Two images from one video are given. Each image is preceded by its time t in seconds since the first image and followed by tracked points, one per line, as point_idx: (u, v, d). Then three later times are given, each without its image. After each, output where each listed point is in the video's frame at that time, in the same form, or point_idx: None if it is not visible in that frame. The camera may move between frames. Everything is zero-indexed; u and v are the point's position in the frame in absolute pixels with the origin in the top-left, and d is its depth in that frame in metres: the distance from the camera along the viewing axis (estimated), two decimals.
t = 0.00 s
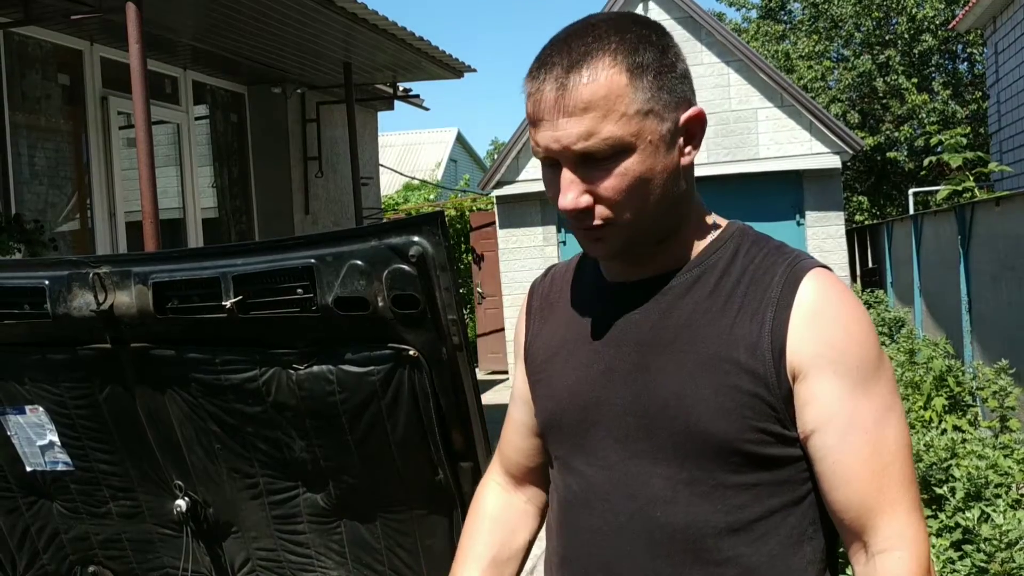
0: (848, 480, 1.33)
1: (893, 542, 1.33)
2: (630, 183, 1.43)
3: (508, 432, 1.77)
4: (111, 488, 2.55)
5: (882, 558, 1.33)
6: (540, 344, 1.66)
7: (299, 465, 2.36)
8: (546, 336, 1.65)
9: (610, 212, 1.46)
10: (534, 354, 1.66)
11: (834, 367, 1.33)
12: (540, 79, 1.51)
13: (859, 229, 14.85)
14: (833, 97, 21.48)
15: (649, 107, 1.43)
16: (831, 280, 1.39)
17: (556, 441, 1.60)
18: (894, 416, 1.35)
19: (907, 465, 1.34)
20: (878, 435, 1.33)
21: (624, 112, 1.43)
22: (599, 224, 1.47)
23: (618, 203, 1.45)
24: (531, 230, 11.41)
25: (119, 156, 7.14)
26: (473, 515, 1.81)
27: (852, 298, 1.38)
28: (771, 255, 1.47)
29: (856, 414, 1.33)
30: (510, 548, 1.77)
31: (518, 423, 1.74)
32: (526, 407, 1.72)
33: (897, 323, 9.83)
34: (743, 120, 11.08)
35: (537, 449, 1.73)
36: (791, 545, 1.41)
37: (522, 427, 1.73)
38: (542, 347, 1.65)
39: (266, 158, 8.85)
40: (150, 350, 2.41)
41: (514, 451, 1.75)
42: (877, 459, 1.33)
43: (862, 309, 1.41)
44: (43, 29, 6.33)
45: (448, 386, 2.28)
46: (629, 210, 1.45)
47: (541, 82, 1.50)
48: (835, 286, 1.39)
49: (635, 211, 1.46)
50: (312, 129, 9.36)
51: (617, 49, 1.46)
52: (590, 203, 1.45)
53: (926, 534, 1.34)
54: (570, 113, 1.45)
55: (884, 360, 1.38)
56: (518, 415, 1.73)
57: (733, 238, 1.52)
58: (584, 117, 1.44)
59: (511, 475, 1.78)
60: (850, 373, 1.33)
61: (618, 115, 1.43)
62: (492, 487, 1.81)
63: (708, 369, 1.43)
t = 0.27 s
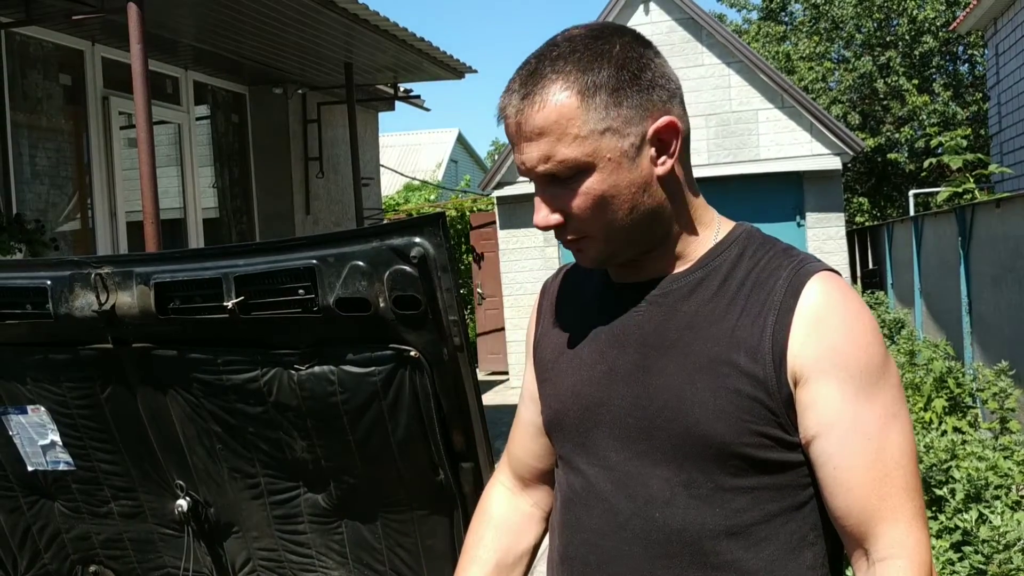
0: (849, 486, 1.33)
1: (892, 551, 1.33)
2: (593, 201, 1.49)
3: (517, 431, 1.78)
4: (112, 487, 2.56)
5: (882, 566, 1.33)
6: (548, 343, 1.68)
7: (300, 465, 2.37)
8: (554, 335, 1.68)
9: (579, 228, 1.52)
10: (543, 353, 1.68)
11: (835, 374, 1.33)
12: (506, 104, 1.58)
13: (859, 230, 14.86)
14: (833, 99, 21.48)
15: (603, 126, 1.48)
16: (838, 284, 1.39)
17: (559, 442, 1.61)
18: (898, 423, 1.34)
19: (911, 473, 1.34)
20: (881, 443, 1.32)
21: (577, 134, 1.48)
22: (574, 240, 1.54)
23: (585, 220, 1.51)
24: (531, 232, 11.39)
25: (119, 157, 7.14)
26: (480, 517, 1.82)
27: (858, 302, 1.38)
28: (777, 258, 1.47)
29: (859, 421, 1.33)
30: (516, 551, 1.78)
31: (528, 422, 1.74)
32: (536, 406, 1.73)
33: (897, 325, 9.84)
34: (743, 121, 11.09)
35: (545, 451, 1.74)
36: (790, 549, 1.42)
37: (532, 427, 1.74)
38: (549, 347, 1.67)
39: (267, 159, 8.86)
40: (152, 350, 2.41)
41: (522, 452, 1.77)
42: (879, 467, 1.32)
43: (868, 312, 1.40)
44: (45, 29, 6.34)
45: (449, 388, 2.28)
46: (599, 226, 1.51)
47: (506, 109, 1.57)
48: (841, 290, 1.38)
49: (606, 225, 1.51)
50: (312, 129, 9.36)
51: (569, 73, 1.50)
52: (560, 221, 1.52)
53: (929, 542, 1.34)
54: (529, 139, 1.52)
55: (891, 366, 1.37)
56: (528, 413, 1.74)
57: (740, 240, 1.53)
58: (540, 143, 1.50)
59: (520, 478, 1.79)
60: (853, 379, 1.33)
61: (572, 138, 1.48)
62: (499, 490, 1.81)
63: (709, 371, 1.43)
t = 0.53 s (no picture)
0: (851, 490, 1.34)
1: (895, 556, 1.32)
2: (582, 201, 1.51)
3: (520, 431, 1.79)
4: (113, 487, 2.56)
5: (884, 569, 1.33)
6: (554, 342, 1.68)
7: (302, 465, 2.37)
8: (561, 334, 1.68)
9: (572, 227, 1.54)
10: (549, 352, 1.68)
11: (838, 377, 1.33)
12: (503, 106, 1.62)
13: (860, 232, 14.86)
14: (834, 100, 21.47)
15: (589, 127, 1.50)
16: (842, 287, 1.39)
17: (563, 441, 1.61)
18: (902, 428, 1.34)
19: (914, 478, 1.34)
20: (885, 447, 1.32)
21: (563, 135, 1.51)
22: (569, 239, 1.56)
23: (576, 220, 1.53)
24: (533, 233, 11.38)
25: (121, 156, 7.15)
26: (480, 518, 1.83)
27: (863, 306, 1.38)
28: (783, 261, 1.47)
29: (862, 425, 1.32)
30: (515, 553, 1.79)
31: (532, 421, 1.75)
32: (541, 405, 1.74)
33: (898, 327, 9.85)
34: (744, 122, 11.09)
35: (549, 452, 1.74)
36: (791, 551, 1.42)
37: (536, 427, 1.74)
38: (556, 346, 1.67)
39: (268, 159, 8.86)
40: (153, 349, 2.42)
41: (524, 453, 1.77)
42: (882, 471, 1.32)
43: (873, 315, 1.40)
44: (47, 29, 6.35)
45: (450, 388, 2.29)
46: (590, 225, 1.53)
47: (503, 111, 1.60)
48: (845, 293, 1.38)
49: (597, 225, 1.52)
50: (314, 129, 9.37)
51: (557, 75, 1.53)
52: (554, 221, 1.55)
53: (931, 547, 1.34)
54: (520, 140, 1.55)
55: (896, 371, 1.36)
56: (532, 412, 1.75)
57: (746, 242, 1.53)
58: (530, 144, 1.54)
59: (521, 479, 1.79)
60: (858, 383, 1.33)
61: (559, 139, 1.51)
62: (499, 490, 1.82)
63: (712, 372, 1.43)
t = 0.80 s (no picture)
0: (853, 489, 1.34)
1: (895, 555, 1.33)
2: (580, 198, 1.51)
3: (520, 430, 1.79)
4: (114, 486, 2.56)
5: (885, 570, 1.33)
6: (555, 342, 1.68)
7: (302, 465, 2.37)
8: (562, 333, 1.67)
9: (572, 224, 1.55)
10: (550, 351, 1.68)
11: (841, 377, 1.33)
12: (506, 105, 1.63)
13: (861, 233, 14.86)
14: (835, 102, 21.46)
15: (588, 123, 1.51)
16: (845, 288, 1.39)
17: (565, 441, 1.61)
18: (904, 428, 1.34)
19: (915, 479, 1.34)
20: (887, 447, 1.33)
21: (563, 132, 1.52)
22: (570, 235, 1.57)
23: (576, 216, 1.53)
24: (533, 233, 11.39)
25: (122, 156, 7.16)
26: (477, 518, 1.83)
27: (866, 306, 1.38)
28: (785, 261, 1.47)
29: (864, 425, 1.33)
30: (512, 554, 1.79)
31: (532, 420, 1.75)
32: (542, 405, 1.74)
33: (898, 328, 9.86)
34: (745, 123, 11.09)
35: (549, 452, 1.75)
36: (794, 550, 1.42)
37: (537, 426, 1.74)
38: (557, 346, 1.67)
39: (269, 159, 8.87)
40: (155, 349, 2.42)
41: (524, 454, 1.77)
42: (883, 472, 1.33)
43: (875, 315, 1.41)
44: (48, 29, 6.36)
45: (451, 388, 2.29)
46: (589, 222, 1.53)
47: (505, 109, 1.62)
48: (847, 293, 1.38)
49: (596, 222, 1.53)
50: (315, 130, 9.38)
51: (558, 73, 1.54)
52: (554, 217, 1.56)
53: (932, 547, 1.34)
54: (522, 137, 1.56)
55: (898, 371, 1.37)
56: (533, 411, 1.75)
57: (749, 243, 1.53)
58: (531, 140, 1.55)
59: (520, 479, 1.79)
60: (860, 383, 1.33)
61: (559, 136, 1.52)
62: (498, 491, 1.82)
63: (715, 372, 1.44)
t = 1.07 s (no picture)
0: (856, 488, 1.35)
1: (900, 553, 1.34)
2: (575, 199, 1.53)
3: (519, 428, 1.79)
4: (115, 485, 2.57)
5: (889, 567, 1.34)
6: (555, 342, 1.68)
7: (304, 465, 2.38)
8: (562, 333, 1.67)
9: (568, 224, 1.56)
10: (551, 351, 1.68)
11: (843, 376, 1.34)
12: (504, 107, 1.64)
13: (862, 234, 14.85)
14: (835, 103, 21.44)
15: (581, 125, 1.52)
16: (845, 287, 1.40)
17: (567, 441, 1.62)
18: (906, 427, 1.35)
19: (917, 477, 1.35)
20: (889, 446, 1.34)
21: (557, 134, 1.53)
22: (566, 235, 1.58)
23: (571, 216, 1.55)
24: (533, 234, 11.40)
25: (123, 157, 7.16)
26: (474, 517, 1.83)
27: (866, 305, 1.39)
28: (785, 262, 1.47)
29: (866, 424, 1.34)
30: (507, 554, 1.79)
31: (531, 419, 1.75)
32: (541, 404, 1.74)
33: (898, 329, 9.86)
34: (746, 124, 11.10)
35: (547, 452, 1.76)
36: (796, 549, 1.43)
37: (536, 425, 1.75)
38: (557, 346, 1.67)
39: (270, 160, 8.88)
40: (157, 350, 2.43)
41: (522, 452, 1.78)
42: (886, 470, 1.33)
43: (875, 314, 1.41)
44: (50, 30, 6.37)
45: (452, 388, 2.30)
46: (584, 223, 1.54)
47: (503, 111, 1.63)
48: (847, 292, 1.39)
49: (591, 223, 1.54)
50: (315, 130, 9.39)
51: (552, 75, 1.56)
52: (551, 217, 1.57)
53: (935, 545, 1.35)
54: (518, 140, 1.58)
55: (899, 370, 1.38)
56: (532, 409, 1.75)
57: (749, 243, 1.53)
58: (527, 142, 1.56)
59: (517, 479, 1.80)
60: (862, 382, 1.34)
61: (552, 138, 1.53)
62: (494, 490, 1.82)
63: (717, 372, 1.44)
